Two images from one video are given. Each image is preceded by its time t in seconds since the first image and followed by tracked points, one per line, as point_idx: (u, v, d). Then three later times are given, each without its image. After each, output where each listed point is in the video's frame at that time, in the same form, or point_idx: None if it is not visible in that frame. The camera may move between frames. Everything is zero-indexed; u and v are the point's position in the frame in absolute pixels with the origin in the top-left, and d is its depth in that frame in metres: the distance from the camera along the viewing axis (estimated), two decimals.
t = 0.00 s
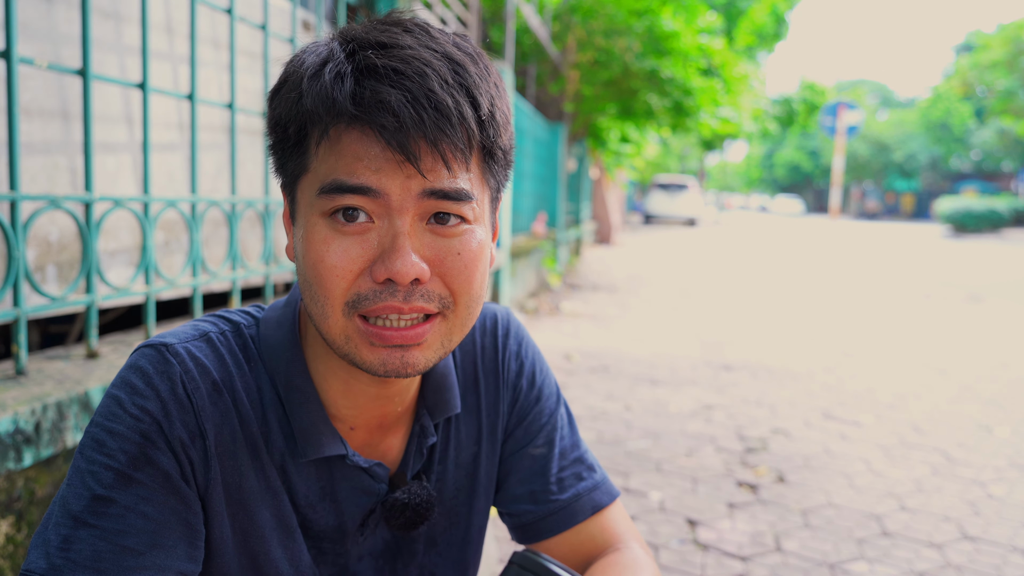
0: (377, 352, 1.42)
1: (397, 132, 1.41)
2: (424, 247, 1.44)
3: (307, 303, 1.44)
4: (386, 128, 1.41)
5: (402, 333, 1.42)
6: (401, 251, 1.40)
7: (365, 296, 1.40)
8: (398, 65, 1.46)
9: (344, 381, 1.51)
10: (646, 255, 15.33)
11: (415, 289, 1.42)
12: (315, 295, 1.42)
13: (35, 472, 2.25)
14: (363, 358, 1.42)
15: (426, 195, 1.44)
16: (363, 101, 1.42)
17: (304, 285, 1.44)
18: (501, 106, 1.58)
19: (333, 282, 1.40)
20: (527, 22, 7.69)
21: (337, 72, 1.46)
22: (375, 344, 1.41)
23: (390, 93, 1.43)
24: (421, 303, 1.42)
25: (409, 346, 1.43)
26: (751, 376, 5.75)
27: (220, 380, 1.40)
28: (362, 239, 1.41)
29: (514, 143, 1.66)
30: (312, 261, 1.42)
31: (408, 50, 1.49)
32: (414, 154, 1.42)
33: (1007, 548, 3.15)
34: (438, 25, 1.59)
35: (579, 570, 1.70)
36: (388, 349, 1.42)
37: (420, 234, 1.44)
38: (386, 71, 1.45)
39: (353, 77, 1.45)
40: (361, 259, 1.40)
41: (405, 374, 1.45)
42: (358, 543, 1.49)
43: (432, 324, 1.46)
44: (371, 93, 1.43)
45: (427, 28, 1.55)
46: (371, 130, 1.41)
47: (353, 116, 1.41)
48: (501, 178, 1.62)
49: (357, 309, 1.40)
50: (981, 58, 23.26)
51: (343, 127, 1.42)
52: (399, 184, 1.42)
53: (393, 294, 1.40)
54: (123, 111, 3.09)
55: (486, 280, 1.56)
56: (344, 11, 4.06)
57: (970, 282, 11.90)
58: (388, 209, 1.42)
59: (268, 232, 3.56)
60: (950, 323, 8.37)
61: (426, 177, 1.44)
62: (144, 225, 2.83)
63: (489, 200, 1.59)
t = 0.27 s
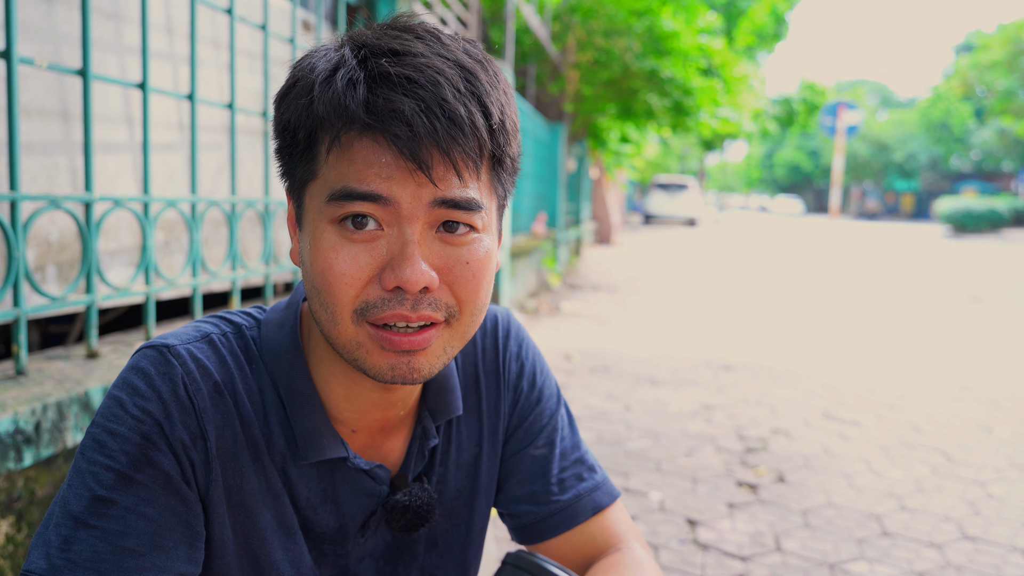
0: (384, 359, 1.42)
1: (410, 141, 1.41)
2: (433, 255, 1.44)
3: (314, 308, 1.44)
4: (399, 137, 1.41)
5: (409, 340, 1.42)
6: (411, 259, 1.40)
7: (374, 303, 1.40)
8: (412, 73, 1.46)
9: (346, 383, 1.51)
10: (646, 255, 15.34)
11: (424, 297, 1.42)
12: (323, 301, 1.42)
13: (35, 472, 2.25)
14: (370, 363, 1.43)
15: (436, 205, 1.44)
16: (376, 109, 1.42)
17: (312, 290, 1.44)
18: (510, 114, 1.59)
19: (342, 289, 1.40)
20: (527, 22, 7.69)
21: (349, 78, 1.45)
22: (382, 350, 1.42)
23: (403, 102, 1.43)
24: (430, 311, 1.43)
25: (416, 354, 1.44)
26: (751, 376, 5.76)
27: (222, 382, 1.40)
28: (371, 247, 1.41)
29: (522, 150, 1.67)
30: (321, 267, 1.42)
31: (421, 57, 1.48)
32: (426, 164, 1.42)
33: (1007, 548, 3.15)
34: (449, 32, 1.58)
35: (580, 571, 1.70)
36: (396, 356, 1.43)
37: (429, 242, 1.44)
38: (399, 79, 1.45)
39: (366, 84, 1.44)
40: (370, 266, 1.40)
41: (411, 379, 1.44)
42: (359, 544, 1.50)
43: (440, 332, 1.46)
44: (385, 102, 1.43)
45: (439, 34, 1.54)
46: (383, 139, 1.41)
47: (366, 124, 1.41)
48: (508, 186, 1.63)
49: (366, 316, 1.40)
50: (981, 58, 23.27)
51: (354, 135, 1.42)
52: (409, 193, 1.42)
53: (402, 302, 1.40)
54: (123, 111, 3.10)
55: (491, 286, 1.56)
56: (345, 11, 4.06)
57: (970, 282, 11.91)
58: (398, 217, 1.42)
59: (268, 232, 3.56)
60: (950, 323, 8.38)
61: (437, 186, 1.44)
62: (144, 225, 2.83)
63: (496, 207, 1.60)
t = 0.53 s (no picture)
0: (387, 358, 1.42)
1: (414, 143, 1.41)
2: (436, 255, 1.44)
3: (317, 307, 1.44)
4: (403, 139, 1.41)
5: (412, 340, 1.42)
6: (414, 260, 1.40)
7: (377, 303, 1.40)
8: (415, 75, 1.45)
9: (347, 383, 1.52)
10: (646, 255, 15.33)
11: (427, 297, 1.42)
12: (326, 301, 1.42)
13: (35, 472, 2.25)
14: (374, 362, 1.43)
15: (439, 205, 1.44)
16: (379, 112, 1.42)
17: (315, 289, 1.44)
18: (513, 115, 1.59)
19: (345, 288, 1.40)
20: (527, 22, 7.69)
21: (352, 80, 1.44)
22: (385, 349, 1.42)
23: (407, 104, 1.43)
24: (433, 310, 1.43)
25: (418, 353, 1.44)
26: (751, 376, 5.76)
27: (224, 382, 1.40)
28: (375, 247, 1.41)
29: (524, 149, 1.67)
30: (324, 267, 1.42)
31: (424, 59, 1.48)
32: (429, 165, 1.42)
33: (1007, 548, 3.15)
34: (452, 33, 1.58)
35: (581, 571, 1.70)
36: (398, 355, 1.43)
37: (432, 242, 1.44)
38: (402, 81, 1.45)
39: (369, 86, 1.44)
40: (373, 266, 1.40)
41: (413, 375, 1.44)
42: (361, 544, 1.50)
43: (442, 331, 1.46)
44: (388, 104, 1.43)
45: (442, 35, 1.54)
46: (387, 140, 1.41)
47: (371, 126, 1.41)
48: (510, 186, 1.63)
49: (369, 315, 1.40)
50: (981, 58, 23.26)
51: (357, 136, 1.42)
52: (412, 194, 1.42)
53: (405, 302, 1.40)
54: (123, 111, 3.09)
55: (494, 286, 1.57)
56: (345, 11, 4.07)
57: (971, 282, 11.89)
58: (401, 218, 1.42)
59: (268, 232, 3.56)
60: (950, 323, 8.37)
61: (440, 187, 1.44)
62: (144, 225, 2.83)
63: (499, 207, 1.60)
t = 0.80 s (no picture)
0: (393, 355, 1.43)
1: (424, 140, 1.41)
2: (443, 252, 1.44)
3: (323, 305, 1.43)
4: (413, 136, 1.40)
5: (418, 337, 1.43)
6: (422, 256, 1.40)
7: (385, 300, 1.40)
8: (425, 74, 1.45)
9: (347, 382, 1.52)
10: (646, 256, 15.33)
11: (434, 294, 1.42)
12: (333, 298, 1.42)
13: (35, 472, 2.25)
14: (380, 359, 1.43)
15: (448, 202, 1.44)
16: (390, 108, 1.41)
17: (321, 287, 1.44)
18: (516, 114, 1.59)
19: (353, 286, 1.40)
20: (527, 22, 7.68)
21: (362, 78, 1.44)
22: (391, 347, 1.42)
23: (417, 102, 1.42)
24: (439, 307, 1.43)
25: (423, 351, 1.44)
26: (751, 376, 5.76)
27: (222, 382, 1.40)
28: (382, 244, 1.41)
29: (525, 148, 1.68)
30: (331, 264, 1.41)
31: (433, 58, 1.48)
32: (439, 163, 1.42)
33: (1007, 548, 3.15)
34: (457, 33, 1.58)
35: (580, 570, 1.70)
36: (405, 352, 1.43)
37: (439, 239, 1.44)
38: (413, 79, 1.44)
39: (379, 84, 1.44)
40: (381, 263, 1.40)
41: (418, 374, 1.45)
42: (360, 544, 1.50)
43: (447, 327, 1.46)
44: (398, 101, 1.42)
45: (447, 35, 1.55)
46: (396, 137, 1.41)
47: (381, 124, 1.40)
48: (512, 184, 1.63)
49: (377, 312, 1.40)
50: (981, 58, 23.25)
51: (367, 133, 1.41)
52: (421, 191, 1.42)
53: (412, 299, 1.40)
54: (123, 111, 3.09)
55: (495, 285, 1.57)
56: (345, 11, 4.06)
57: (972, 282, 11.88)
58: (410, 215, 1.41)
59: (268, 232, 3.56)
60: (950, 323, 8.37)
61: (449, 184, 1.44)
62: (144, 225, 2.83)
63: (502, 206, 1.60)
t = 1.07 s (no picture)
0: (437, 354, 1.43)
1: (497, 142, 1.43)
2: (490, 252, 1.46)
3: (367, 304, 1.42)
4: (487, 137, 1.42)
5: (465, 338, 1.44)
6: (479, 256, 1.42)
7: (439, 298, 1.40)
8: (494, 79, 1.49)
9: (351, 379, 1.52)
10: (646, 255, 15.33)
11: (483, 294, 1.44)
12: (382, 296, 1.40)
13: (35, 472, 2.25)
14: (421, 359, 1.43)
15: (503, 204, 1.46)
16: (466, 108, 1.42)
17: (367, 285, 1.41)
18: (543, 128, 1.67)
19: (410, 285, 1.39)
20: (527, 22, 7.68)
21: (433, 77, 1.44)
22: (436, 347, 1.43)
23: (489, 104, 1.45)
24: (485, 307, 1.45)
25: (466, 351, 1.45)
26: (751, 376, 5.75)
27: (218, 381, 1.40)
28: (440, 243, 1.40)
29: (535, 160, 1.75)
30: (387, 262, 1.39)
31: (493, 65, 1.52)
32: (504, 165, 1.45)
33: (1007, 548, 3.15)
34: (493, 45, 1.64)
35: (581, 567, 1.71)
36: (449, 352, 1.44)
37: (486, 240, 1.46)
38: (482, 83, 1.47)
39: (449, 85, 1.44)
40: (438, 262, 1.40)
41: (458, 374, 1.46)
42: (359, 542, 1.50)
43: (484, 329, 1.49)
44: (473, 103, 1.43)
45: (490, 47, 1.60)
46: (468, 137, 1.41)
47: (458, 121, 1.40)
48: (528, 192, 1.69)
49: (432, 310, 1.40)
50: (981, 58, 23.25)
51: (438, 130, 1.40)
52: (480, 191, 1.42)
53: (465, 296, 1.42)
54: (122, 111, 3.10)
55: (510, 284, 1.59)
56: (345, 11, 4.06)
57: (971, 281, 11.89)
58: (469, 215, 1.42)
59: (268, 232, 3.56)
60: (950, 323, 8.38)
61: (506, 187, 1.47)
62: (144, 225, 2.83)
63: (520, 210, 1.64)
